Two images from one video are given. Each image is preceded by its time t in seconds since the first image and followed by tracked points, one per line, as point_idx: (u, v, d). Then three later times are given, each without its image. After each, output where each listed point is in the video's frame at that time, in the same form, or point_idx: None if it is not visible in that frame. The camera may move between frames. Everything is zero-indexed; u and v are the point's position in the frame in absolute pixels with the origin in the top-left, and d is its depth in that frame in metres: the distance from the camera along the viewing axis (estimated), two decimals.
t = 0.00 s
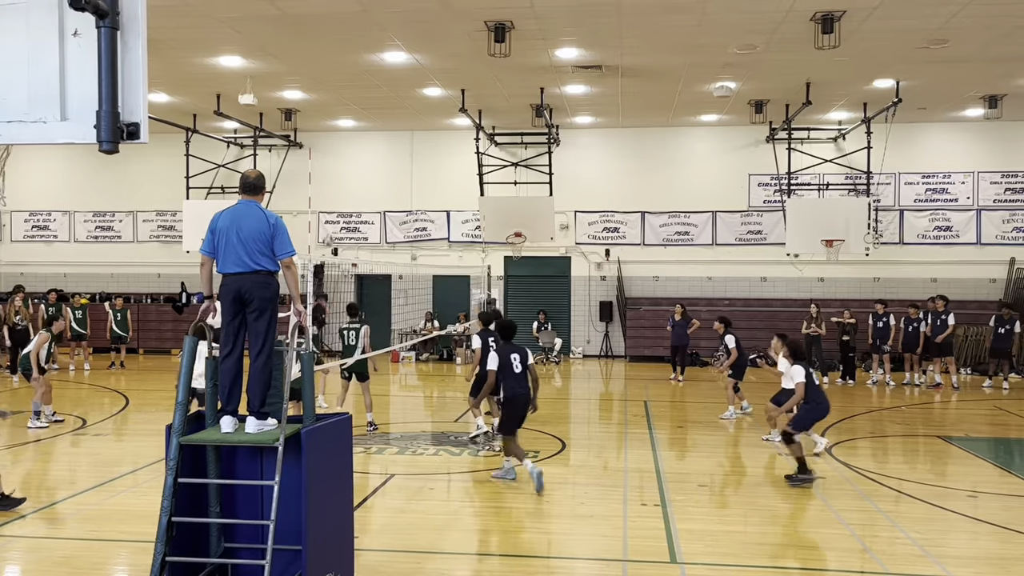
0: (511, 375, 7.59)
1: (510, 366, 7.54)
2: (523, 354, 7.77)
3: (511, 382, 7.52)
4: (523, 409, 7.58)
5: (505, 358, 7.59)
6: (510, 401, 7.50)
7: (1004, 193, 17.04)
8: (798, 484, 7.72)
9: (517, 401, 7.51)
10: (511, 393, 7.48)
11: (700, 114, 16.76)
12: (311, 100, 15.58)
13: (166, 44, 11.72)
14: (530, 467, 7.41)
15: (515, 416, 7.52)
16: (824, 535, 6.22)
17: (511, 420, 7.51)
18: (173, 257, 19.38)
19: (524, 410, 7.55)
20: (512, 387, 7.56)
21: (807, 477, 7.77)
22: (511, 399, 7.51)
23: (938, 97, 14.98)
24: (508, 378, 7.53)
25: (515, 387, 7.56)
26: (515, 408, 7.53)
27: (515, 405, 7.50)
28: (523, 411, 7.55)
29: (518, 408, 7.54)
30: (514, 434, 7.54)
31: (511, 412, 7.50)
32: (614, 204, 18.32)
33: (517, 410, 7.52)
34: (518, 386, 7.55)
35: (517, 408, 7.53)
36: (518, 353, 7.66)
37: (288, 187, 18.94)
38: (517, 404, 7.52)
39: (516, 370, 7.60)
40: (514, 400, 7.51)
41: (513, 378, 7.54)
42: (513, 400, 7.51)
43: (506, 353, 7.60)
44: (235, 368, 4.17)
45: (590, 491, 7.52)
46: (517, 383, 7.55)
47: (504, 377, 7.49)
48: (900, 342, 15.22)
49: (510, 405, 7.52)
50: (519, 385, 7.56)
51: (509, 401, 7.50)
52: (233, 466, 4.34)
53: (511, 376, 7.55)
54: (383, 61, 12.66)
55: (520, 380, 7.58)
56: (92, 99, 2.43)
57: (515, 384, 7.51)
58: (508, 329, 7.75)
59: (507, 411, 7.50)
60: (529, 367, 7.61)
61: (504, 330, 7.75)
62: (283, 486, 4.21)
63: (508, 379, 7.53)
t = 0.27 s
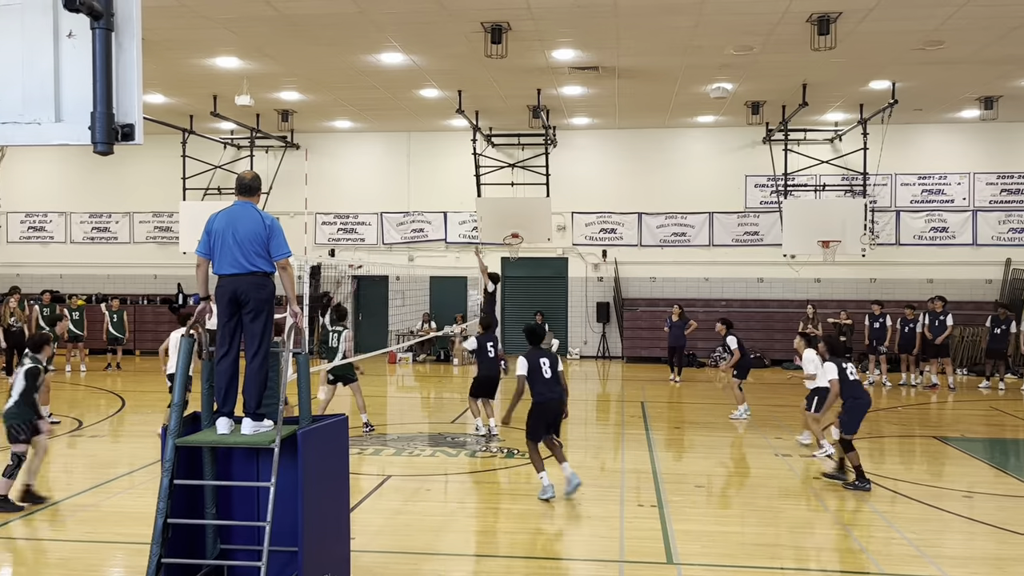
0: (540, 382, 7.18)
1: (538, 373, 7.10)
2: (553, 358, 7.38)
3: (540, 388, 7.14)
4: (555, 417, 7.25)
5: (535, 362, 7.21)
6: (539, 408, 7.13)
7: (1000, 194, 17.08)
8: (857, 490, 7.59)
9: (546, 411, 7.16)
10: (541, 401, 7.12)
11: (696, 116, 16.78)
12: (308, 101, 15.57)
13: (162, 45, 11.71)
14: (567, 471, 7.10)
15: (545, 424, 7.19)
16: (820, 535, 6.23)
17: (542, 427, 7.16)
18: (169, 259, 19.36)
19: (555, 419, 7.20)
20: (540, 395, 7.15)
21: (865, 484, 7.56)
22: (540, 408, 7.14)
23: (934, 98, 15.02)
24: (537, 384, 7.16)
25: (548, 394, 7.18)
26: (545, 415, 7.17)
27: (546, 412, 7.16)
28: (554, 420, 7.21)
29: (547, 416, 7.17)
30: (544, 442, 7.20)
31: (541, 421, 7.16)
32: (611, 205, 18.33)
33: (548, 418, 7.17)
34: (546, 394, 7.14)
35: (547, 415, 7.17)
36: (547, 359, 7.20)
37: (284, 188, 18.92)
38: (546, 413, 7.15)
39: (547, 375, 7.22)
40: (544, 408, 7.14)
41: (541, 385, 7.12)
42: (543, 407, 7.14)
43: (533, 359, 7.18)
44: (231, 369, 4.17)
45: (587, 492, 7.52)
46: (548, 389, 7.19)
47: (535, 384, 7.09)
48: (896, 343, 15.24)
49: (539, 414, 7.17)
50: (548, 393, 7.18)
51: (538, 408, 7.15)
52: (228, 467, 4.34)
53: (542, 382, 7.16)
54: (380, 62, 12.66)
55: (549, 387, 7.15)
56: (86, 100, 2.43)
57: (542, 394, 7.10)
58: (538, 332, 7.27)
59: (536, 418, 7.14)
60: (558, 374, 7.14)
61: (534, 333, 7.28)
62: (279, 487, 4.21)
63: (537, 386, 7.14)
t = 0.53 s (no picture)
0: (579, 385, 6.73)
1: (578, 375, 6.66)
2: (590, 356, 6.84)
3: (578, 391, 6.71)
4: (593, 419, 6.82)
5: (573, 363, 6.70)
6: (577, 411, 6.75)
7: (995, 195, 17.14)
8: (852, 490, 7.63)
9: (586, 414, 6.77)
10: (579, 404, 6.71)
11: (693, 117, 16.80)
12: (304, 102, 15.55)
13: (158, 46, 11.70)
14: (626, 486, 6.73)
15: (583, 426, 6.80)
16: (816, 536, 6.23)
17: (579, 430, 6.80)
18: (165, 260, 19.31)
19: (596, 423, 6.79)
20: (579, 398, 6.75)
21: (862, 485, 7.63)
22: (578, 410, 6.76)
23: (929, 99, 15.05)
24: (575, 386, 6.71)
25: (585, 397, 6.74)
26: (580, 418, 6.77)
27: (582, 415, 6.77)
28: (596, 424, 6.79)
29: (587, 419, 6.79)
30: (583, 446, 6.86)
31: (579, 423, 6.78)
32: (608, 206, 18.34)
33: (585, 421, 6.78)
34: (586, 395, 6.73)
35: (584, 419, 6.77)
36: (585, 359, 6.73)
37: (281, 189, 18.90)
38: (583, 416, 6.76)
39: (585, 377, 6.74)
40: (581, 411, 6.75)
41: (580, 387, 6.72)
42: (580, 410, 6.75)
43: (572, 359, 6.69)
44: (227, 370, 4.16)
45: (583, 493, 7.51)
46: (586, 392, 6.73)
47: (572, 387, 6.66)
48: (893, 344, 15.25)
49: (576, 415, 6.79)
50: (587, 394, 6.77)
51: (573, 409, 6.77)
52: (224, 469, 4.33)
53: (579, 383, 6.72)
54: (376, 63, 12.65)
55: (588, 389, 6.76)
56: (80, 101, 2.42)
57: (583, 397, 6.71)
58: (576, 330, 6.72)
59: (572, 421, 6.77)
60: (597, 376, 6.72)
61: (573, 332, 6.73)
62: (275, 488, 4.20)
63: (575, 388, 6.70)
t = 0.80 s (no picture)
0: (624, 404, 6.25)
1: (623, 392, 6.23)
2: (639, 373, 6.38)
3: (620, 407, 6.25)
4: (636, 442, 6.30)
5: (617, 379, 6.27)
6: (619, 431, 6.26)
7: (990, 196, 17.18)
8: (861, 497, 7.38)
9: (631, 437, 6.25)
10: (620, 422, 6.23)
11: (689, 118, 16.82)
12: (300, 103, 15.54)
13: (153, 47, 11.67)
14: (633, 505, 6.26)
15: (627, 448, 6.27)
16: (812, 536, 6.24)
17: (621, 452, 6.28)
18: (161, 261, 19.27)
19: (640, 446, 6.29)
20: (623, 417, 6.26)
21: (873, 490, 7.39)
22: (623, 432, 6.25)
23: (925, 101, 15.09)
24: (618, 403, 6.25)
25: (629, 415, 6.25)
26: (626, 439, 6.26)
27: (626, 436, 6.25)
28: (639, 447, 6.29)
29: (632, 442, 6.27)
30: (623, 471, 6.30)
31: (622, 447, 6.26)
32: (604, 207, 18.35)
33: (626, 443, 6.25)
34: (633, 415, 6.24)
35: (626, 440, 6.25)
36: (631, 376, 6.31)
37: (276, 190, 18.89)
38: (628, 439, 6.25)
39: (629, 394, 6.27)
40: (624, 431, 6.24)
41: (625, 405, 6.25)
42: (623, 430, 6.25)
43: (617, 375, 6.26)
44: (222, 371, 4.16)
45: (579, 494, 7.51)
46: (629, 409, 6.25)
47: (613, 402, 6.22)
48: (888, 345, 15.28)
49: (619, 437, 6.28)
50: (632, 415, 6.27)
51: (619, 431, 6.27)
52: (219, 470, 4.33)
53: (623, 402, 6.25)
54: (372, 64, 12.64)
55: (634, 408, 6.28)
56: (74, 102, 2.42)
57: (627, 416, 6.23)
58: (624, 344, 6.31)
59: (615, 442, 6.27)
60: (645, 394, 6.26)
61: (618, 345, 6.32)
62: (270, 490, 4.20)
63: (619, 407, 6.23)
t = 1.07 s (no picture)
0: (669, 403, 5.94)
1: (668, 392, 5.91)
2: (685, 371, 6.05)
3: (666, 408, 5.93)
4: (686, 443, 5.96)
5: (661, 378, 5.96)
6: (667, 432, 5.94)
7: (984, 197, 17.24)
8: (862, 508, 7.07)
9: (677, 438, 5.92)
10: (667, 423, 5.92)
11: (684, 119, 16.86)
12: (295, 103, 15.52)
13: (148, 47, 11.65)
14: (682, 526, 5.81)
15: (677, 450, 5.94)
16: (806, 537, 6.25)
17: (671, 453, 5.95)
18: (155, 262, 19.22)
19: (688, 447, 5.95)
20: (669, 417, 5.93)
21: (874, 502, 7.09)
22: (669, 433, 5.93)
23: (919, 102, 15.13)
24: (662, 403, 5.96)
25: (676, 415, 5.94)
26: (672, 441, 5.93)
27: (675, 437, 5.92)
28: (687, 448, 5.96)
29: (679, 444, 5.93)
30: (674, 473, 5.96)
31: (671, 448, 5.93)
32: (599, 208, 18.37)
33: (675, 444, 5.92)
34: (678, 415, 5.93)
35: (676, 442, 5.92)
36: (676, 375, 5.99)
37: (272, 191, 18.87)
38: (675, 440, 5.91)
39: (675, 393, 5.95)
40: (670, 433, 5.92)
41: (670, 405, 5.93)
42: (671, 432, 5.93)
43: (661, 373, 5.95)
44: (217, 372, 4.15)
45: (574, 495, 7.51)
46: (674, 409, 5.95)
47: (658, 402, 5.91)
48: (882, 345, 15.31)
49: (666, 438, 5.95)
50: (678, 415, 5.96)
51: (666, 432, 5.94)
52: (214, 472, 4.32)
53: (669, 402, 5.93)
54: (368, 65, 12.62)
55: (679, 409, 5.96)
56: (68, 103, 2.41)
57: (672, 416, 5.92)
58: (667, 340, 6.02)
59: (665, 444, 5.95)
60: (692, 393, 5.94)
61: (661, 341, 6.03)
62: (265, 490, 4.19)
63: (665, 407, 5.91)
